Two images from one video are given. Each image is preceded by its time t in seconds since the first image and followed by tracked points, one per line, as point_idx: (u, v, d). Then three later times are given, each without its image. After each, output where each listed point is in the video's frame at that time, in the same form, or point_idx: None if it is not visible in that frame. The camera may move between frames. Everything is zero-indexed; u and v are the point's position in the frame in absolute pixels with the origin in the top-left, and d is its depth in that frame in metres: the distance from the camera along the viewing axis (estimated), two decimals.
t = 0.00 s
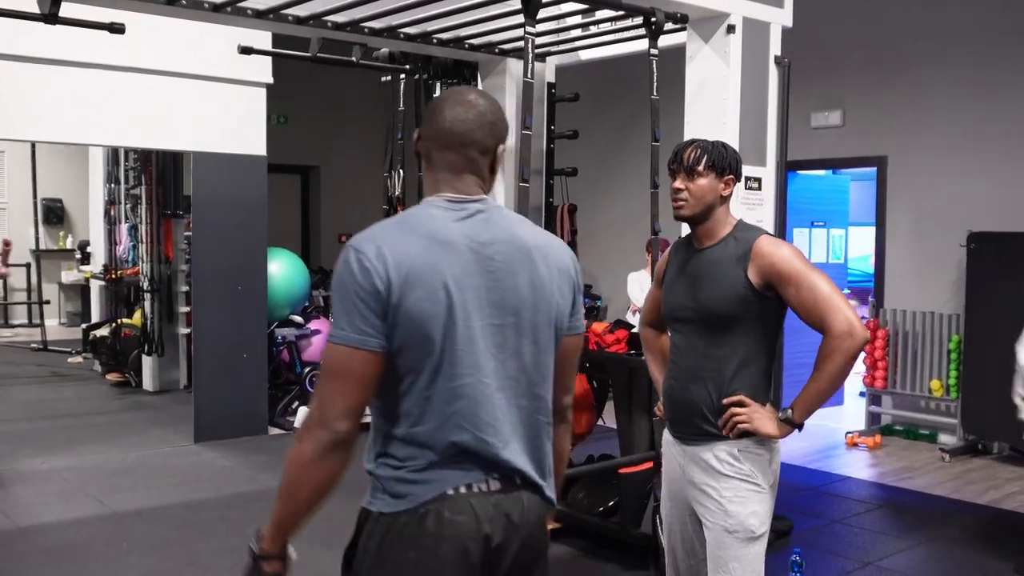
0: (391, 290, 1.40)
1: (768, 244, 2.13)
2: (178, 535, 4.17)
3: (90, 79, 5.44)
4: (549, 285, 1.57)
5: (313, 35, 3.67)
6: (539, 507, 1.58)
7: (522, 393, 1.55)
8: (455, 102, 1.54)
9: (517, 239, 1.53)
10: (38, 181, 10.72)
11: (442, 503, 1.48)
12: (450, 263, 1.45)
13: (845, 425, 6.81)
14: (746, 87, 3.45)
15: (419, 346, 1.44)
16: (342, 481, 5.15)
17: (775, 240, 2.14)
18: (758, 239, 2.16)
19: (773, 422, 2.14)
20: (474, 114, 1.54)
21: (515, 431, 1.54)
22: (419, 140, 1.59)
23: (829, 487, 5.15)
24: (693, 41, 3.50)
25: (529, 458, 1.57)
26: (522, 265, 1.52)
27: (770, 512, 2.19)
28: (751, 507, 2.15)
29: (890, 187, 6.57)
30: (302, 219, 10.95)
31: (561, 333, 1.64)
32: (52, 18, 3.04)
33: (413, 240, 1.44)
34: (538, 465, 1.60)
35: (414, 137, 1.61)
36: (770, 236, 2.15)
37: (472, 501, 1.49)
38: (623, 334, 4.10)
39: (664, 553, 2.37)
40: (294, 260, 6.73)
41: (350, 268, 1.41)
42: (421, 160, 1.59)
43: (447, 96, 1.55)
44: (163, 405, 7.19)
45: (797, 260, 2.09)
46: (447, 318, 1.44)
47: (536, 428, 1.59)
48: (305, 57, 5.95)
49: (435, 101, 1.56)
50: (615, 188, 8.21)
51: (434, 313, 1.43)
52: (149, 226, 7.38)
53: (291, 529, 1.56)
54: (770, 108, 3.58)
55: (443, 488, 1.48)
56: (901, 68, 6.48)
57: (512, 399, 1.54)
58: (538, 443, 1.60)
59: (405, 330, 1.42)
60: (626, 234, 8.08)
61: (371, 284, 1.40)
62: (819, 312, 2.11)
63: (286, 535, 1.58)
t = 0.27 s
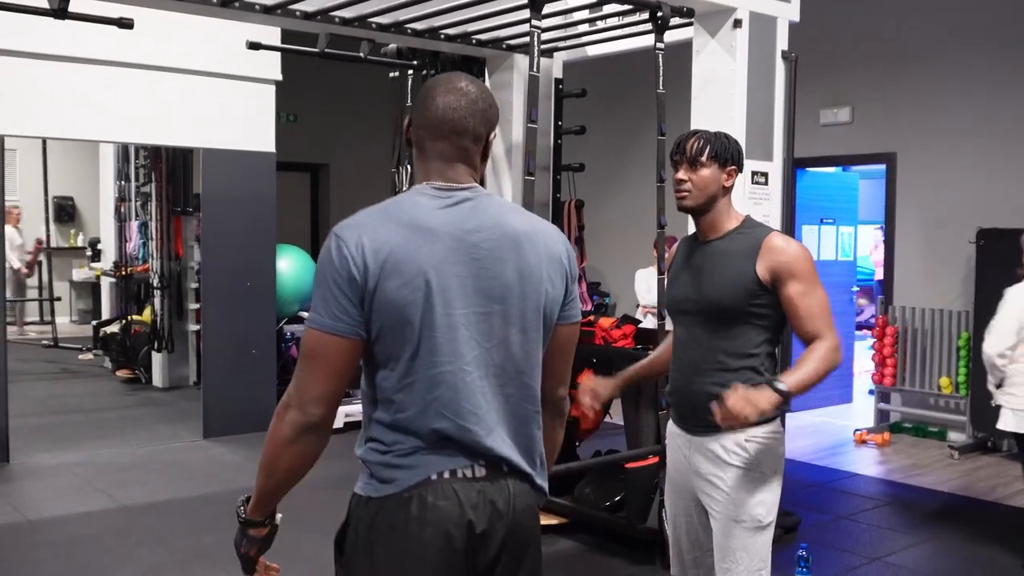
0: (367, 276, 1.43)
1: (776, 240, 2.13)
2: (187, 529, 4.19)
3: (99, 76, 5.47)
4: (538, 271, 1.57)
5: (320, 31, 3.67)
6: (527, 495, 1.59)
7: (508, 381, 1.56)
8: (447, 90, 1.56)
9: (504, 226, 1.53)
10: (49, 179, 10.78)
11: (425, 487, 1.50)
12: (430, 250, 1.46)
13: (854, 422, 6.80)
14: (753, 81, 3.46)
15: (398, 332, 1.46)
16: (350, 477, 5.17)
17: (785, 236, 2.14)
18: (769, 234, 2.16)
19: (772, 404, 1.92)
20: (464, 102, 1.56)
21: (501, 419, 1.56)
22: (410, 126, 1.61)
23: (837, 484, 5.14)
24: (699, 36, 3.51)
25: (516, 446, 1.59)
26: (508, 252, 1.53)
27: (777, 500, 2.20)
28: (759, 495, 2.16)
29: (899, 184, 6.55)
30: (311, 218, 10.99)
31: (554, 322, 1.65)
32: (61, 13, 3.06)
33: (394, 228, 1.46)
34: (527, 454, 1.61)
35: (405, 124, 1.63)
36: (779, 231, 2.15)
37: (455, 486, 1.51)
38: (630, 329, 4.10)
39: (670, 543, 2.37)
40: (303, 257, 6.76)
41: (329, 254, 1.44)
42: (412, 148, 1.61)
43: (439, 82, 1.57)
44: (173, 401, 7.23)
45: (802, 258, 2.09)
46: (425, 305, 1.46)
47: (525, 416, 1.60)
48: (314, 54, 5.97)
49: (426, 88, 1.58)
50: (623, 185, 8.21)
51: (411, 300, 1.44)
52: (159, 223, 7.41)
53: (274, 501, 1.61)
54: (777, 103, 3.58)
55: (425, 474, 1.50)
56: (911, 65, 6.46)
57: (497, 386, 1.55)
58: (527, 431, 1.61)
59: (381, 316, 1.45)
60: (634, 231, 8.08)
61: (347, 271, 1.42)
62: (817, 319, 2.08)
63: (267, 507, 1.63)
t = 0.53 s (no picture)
0: (365, 273, 1.44)
1: (784, 235, 2.13)
2: (195, 526, 4.21)
3: (108, 76, 5.51)
4: (539, 269, 1.56)
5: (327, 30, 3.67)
6: (526, 492, 1.59)
7: (508, 379, 1.56)
8: (449, 86, 1.57)
9: (505, 223, 1.53)
10: (60, 179, 10.84)
11: (423, 481, 1.51)
12: (428, 248, 1.47)
13: (863, 422, 6.79)
14: (759, 80, 3.46)
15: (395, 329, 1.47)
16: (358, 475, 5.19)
17: (796, 236, 2.13)
18: (777, 229, 2.16)
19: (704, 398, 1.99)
20: (466, 99, 1.57)
21: (498, 416, 1.56)
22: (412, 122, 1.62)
23: (844, 483, 5.14)
24: (705, 34, 3.52)
25: (515, 444, 1.59)
26: (508, 250, 1.52)
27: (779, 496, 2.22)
28: (761, 491, 2.17)
29: (908, 183, 6.54)
30: (320, 217, 11.03)
31: (553, 322, 1.64)
32: (70, 13, 3.08)
33: (393, 226, 1.47)
34: (526, 452, 1.62)
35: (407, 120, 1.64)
36: (787, 227, 2.15)
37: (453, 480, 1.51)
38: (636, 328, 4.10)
39: (671, 540, 2.38)
40: (312, 256, 6.79)
41: (330, 251, 1.46)
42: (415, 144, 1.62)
43: (441, 79, 1.57)
44: (182, 400, 7.26)
45: (806, 256, 2.08)
46: (424, 303, 1.47)
47: (525, 414, 1.60)
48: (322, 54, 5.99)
49: (427, 84, 1.59)
50: (631, 185, 8.21)
51: (409, 297, 1.45)
52: (168, 223, 7.45)
53: (297, 515, 1.59)
54: (783, 102, 3.58)
55: (425, 467, 1.51)
56: (919, 64, 6.45)
57: (497, 384, 1.55)
58: (527, 429, 1.61)
59: (379, 313, 1.46)
60: (642, 231, 8.09)
61: (347, 268, 1.44)
62: (803, 315, 2.04)
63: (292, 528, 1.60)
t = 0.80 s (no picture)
0: (380, 270, 1.45)
1: (783, 241, 2.12)
2: (207, 523, 4.24)
3: (117, 75, 5.56)
4: (549, 263, 1.57)
5: (338, 29, 3.71)
6: (536, 484, 1.61)
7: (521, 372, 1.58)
8: (461, 85, 1.57)
9: (515, 218, 1.55)
10: (74, 179, 10.91)
11: (435, 473, 1.53)
12: (442, 244, 1.48)
13: (874, 422, 6.78)
14: (768, 79, 3.46)
15: (409, 325, 1.48)
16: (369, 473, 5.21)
17: (794, 240, 2.13)
18: (776, 234, 2.15)
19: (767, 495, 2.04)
20: (477, 99, 1.57)
21: (511, 410, 1.58)
22: (421, 121, 1.61)
23: (855, 482, 5.13)
24: (715, 33, 3.53)
25: (526, 437, 1.61)
26: (518, 245, 1.54)
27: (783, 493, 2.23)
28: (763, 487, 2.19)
29: (919, 183, 6.52)
30: (331, 217, 11.07)
31: (566, 307, 1.65)
32: (83, 14, 3.11)
33: (407, 222, 1.48)
34: (539, 445, 1.64)
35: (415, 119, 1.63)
36: (787, 233, 2.14)
37: (464, 472, 1.54)
38: (645, 326, 4.10)
39: (676, 534, 2.40)
40: (324, 255, 6.82)
41: (345, 247, 1.47)
42: (424, 143, 1.62)
43: (451, 77, 1.57)
44: (195, 398, 7.30)
45: (805, 262, 2.08)
46: (438, 298, 1.48)
47: (536, 407, 1.62)
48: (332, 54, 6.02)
49: (435, 83, 1.58)
50: (642, 185, 8.21)
51: (424, 293, 1.47)
52: (182, 222, 7.49)
53: (322, 518, 1.58)
54: (792, 101, 3.58)
55: (437, 460, 1.53)
56: (931, 63, 6.43)
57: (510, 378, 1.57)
58: (539, 422, 1.63)
59: (395, 308, 1.47)
60: (653, 230, 8.09)
61: (363, 263, 1.46)
62: (797, 331, 2.08)
63: (314, 535, 1.58)
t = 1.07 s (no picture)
0: (395, 263, 1.47)
1: (793, 233, 2.14)
2: (219, 519, 4.27)
3: (131, 75, 5.60)
4: (558, 252, 1.61)
5: (349, 28, 3.73)
6: (548, 474, 1.63)
7: (534, 363, 1.60)
8: (469, 83, 1.57)
9: (526, 211, 1.57)
10: (88, 179, 10.98)
11: (450, 466, 1.54)
12: (456, 237, 1.50)
13: (886, 421, 6.77)
14: (778, 77, 3.46)
15: (424, 317, 1.50)
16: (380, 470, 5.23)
17: (804, 232, 2.15)
18: (787, 226, 2.17)
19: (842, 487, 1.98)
20: (485, 97, 1.57)
21: (526, 400, 1.60)
22: (430, 119, 1.61)
23: (866, 481, 5.13)
24: (725, 32, 3.54)
25: (539, 428, 1.62)
26: (531, 237, 1.57)
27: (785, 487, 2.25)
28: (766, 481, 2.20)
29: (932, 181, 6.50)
30: (344, 216, 11.11)
31: (575, 298, 1.68)
32: (97, 13, 3.14)
33: (419, 216, 1.50)
34: (551, 436, 1.66)
35: (423, 117, 1.63)
36: (798, 225, 2.16)
37: (479, 463, 1.55)
38: (655, 324, 4.17)
39: (681, 530, 2.40)
40: (335, 254, 6.85)
41: (359, 242, 1.48)
42: (433, 141, 1.62)
43: (458, 74, 1.57)
44: (207, 397, 7.35)
45: (822, 254, 2.08)
46: (452, 290, 1.50)
47: (547, 397, 1.64)
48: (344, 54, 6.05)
49: (444, 81, 1.58)
50: (653, 184, 8.22)
51: (439, 285, 1.48)
52: (195, 221, 7.53)
53: (325, 505, 1.62)
54: (802, 98, 3.58)
55: (451, 454, 1.54)
56: (944, 61, 6.41)
57: (524, 369, 1.59)
58: (550, 411, 1.65)
59: (410, 301, 1.49)
60: (664, 229, 8.09)
61: (377, 258, 1.46)
62: (831, 315, 2.08)
63: (319, 519, 1.63)
